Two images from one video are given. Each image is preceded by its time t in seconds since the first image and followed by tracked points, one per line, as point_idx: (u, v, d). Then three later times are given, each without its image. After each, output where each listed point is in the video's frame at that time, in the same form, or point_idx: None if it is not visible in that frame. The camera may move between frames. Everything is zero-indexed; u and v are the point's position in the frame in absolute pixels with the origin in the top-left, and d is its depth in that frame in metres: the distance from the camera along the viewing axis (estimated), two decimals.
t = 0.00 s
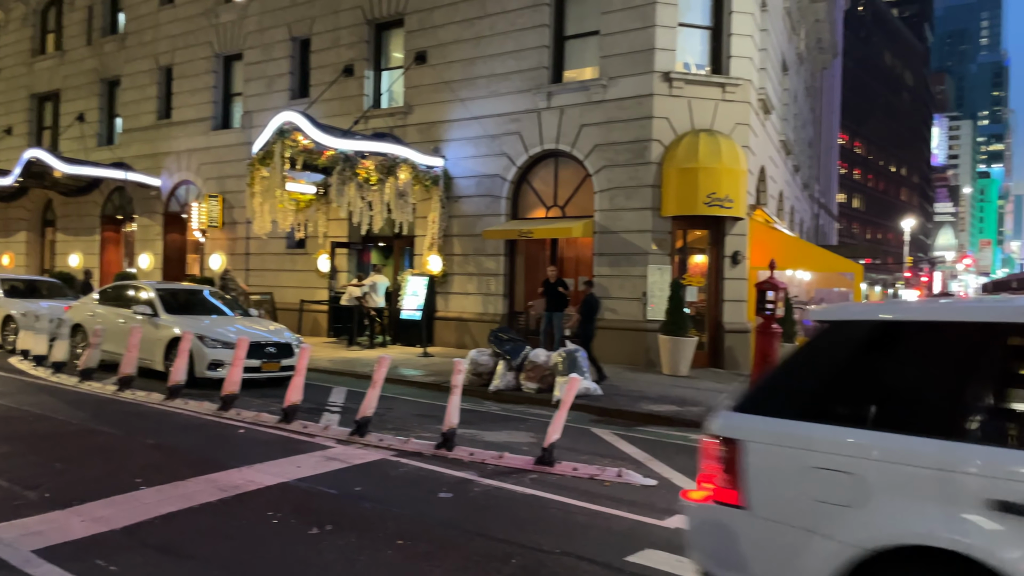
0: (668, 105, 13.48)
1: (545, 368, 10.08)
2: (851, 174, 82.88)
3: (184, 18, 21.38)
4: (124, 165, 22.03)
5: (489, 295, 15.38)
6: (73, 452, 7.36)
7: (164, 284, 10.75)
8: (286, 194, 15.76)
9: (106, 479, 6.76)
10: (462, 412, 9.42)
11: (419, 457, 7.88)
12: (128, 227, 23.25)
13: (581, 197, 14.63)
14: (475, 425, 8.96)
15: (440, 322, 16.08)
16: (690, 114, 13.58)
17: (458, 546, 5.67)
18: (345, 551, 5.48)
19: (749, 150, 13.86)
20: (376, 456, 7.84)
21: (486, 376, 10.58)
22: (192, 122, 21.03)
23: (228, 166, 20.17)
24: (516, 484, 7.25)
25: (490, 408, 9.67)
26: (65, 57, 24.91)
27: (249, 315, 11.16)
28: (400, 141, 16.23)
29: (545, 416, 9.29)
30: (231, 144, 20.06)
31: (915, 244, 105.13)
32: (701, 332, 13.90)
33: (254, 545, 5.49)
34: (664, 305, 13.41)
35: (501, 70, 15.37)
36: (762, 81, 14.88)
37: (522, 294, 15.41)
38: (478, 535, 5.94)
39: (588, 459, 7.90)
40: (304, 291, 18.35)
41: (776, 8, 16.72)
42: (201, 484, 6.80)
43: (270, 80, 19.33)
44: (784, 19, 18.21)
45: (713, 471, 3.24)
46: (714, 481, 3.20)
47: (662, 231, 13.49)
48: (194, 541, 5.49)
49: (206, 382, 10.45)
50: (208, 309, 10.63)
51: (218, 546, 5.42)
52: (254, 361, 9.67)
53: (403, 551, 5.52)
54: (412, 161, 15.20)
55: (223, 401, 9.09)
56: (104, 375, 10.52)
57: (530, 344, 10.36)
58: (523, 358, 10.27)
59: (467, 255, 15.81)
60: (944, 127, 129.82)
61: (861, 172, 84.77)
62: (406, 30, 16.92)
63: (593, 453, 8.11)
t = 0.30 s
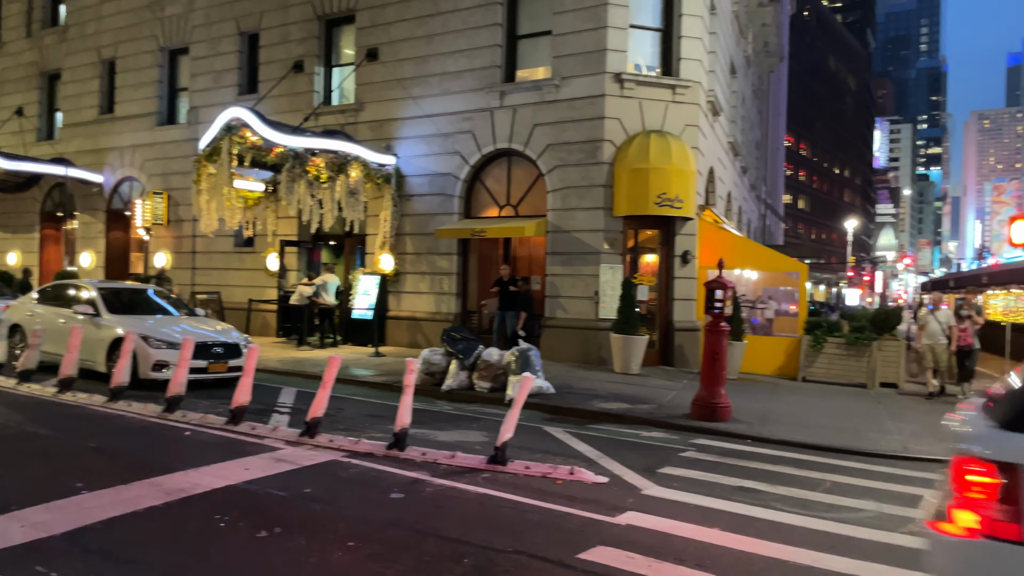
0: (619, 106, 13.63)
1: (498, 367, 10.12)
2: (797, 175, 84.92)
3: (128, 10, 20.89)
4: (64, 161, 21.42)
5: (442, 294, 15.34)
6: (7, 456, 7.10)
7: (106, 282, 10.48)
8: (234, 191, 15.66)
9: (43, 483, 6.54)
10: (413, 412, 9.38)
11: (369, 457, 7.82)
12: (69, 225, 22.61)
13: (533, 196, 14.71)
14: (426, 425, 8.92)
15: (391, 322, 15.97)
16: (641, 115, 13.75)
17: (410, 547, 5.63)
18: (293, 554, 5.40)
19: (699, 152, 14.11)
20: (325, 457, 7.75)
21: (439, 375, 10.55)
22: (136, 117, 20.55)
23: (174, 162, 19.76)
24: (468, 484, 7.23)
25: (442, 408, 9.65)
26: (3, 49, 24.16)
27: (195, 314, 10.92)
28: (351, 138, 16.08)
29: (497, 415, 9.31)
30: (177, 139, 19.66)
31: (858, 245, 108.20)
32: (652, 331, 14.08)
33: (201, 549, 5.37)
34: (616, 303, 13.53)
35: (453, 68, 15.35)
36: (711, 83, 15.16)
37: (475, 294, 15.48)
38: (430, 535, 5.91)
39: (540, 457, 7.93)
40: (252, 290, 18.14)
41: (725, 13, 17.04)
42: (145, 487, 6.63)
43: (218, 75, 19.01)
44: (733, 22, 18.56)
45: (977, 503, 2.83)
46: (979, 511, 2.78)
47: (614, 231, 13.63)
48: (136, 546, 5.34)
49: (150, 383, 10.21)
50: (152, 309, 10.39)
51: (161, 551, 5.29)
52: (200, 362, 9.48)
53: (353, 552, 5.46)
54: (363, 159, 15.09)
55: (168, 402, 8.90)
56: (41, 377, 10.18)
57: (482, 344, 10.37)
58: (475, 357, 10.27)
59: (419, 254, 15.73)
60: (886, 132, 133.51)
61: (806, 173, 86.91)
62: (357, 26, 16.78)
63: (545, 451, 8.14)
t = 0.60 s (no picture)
0: (579, 106, 13.70)
1: (459, 367, 10.10)
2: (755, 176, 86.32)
3: (78, 3, 20.42)
4: (12, 157, 20.85)
5: (402, 293, 15.28)
6: None
7: (56, 282, 10.22)
8: (190, 189, 15.59)
9: None
10: (373, 412, 9.31)
11: (328, 459, 7.74)
12: (17, 222, 22.00)
13: (494, 195, 14.75)
14: (386, 425, 8.86)
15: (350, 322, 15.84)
16: (601, 115, 13.85)
17: (370, 549, 5.58)
18: (249, 557, 5.30)
19: (658, 152, 14.27)
20: (283, 459, 7.65)
21: (399, 375, 10.49)
22: (88, 113, 20.09)
23: (127, 159, 19.36)
24: (429, 484, 7.19)
25: (402, 407, 9.60)
26: None
27: (149, 314, 10.71)
28: (309, 135, 15.93)
29: (457, 415, 9.29)
30: (129, 135, 19.26)
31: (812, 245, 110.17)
32: (612, 329, 14.19)
33: (155, 553, 5.24)
34: (576, 302, 13.64)
35: (414, 67, 15.30)
36: (670, 84, 15.33)
37: (435, 293, 15.52)
38: (391, 536, 5.86)
39: (501, 456, 7.92)
40: (207, 289, 17.87)
41: (683, 15, 17.24)
42: (95, 491, 6.46)
43: (172, 70, 18.67)
44: (690, 24, 18.81)
45: None
46: None
47: (575, 230, 13.73)
48: (86, 551, 5.19)
49: (101, 385, 9.97)
50: (104, 308, 10.15)
51: (112, 556, 5.15)
52: (154, 362, 9.29)
53: (311, 555, 5.38)
54: (322, 157, 14.92)
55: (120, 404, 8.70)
56: None
57: (443, 343, 10.36)
58: (436, 357, 10.23)
59: (379, 253, 15.67)
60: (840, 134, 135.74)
61: (764, 174, 88.27)
62: (316, 22, 16.61)
63: (506, 450, 8.14)
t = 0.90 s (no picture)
0: (539, 105, 13.76)
1: (418, 367, 10.06)
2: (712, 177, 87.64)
3: None
4: None
5: (361, 292, 15.19)
6: None
7: (1, 281, 9.91)
8: (142, 186, 15.26)
9: None
10: (331, 413, 9.22)
11: (284, 460, 7.64)
12: None
13: (454, 194, 14.79)
14: (345, 425, 8.79)
15: (308, 322, 15.67)
16: (561, 115, 13.92)
17: (327, 550, 5.51)
18: (203, 561, 5.20)
19: (617, 152, 14.40)
20: (238, 461, 7.53)
21: (357, 375, 10.43)
22: (36, 108, 19.57)
23: (77, 155, 18.91)
24: (387, 484, 7.14)
25: (360, 408, 9.52)
26: None
27: (99, 314, 10.47)
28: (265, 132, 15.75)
29: (416, 414, 9.25)
30: (79, 131, 18.82)
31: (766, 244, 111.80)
32: (572, 329, 14.25)
33: (105, 558, 5.11)
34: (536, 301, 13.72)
35: (372, 64, 15.21)
36: (628, 85, 15.49)
37: (394, 293, 15.44)
38: (349, 537, 5.80)
39: (461, 456, 7.91)
40: (161, 288, 17.58)
41: (642, 16, 17.42)
42: (43, 495, 6.27)
43: (124, 65, 18.30)
44: (649, 26, 19.03)
45: None
46: None
47: (534, 230, 13.79)
48: (32, 558, 5.04)
49: (49, 386, 9.71)
50: (52, 308, 9.89)
51: (60, 562, 5.01)
52: (104, 363, 9.09)
53: (267, 557, 5.30)
54: (279, 154, 14.69)
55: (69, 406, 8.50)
56: None
57: (402, 342, 10.31)
58: (395, 356, 10.18)
59: (337, 251, 15.54)
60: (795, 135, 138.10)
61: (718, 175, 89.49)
62: (273, 18, 16.40)
63: (466, 450, 8.12)
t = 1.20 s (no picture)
0: (505, 105, 13.79)
1: (384, 367, 10.00)
2: (675, 177, 88.63)
3: None
4: None
5: (325, 292, 15.07)
6: None
7: None
8: (101, 183, 14.91)
9: None
10: (295, 413, 9.13)
11: (247, 462, 7.54)
12: None
13: (420, 194, 14.80)
14: (309, 426, 8.70)
15: (270, 321, 15.54)
16: (527, 115, 13.98)
17: (291, 552, 5.44)
18: (164, 565, 5.10)
19: (583, 152, 14.49)
20: (200, 463, 7.41)
21: (322, 375, 10.35)
22: None
23: (33, 152, 18.49)
24: (352, 485, 7.08)
25: (324, 408, 9.45)
26: None
27: (56, 314, 10.24)
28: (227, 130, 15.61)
29: (381, 415, 9.20)
30: (36, 127, 18.40)
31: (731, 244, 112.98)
32: (539, 328, 14.26)
33: (61, 563, 4.99)
34: (503, 301, 13.72)
35: (337, 62, 15.11)
36: (594, 86, 15.61)
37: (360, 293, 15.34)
38: (313, 539, 5.74)
39: (427, 456, 7.87)
40: (120, 288, 17.29)
41: (607, 18, 17.54)
42: None
43: (82, 60, 17.95)
44: (615, 27, 19.16)
45: None
46: None
47: (501, 230, 13.79)
48: None
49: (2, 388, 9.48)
50: (7, 308, 9.65)
51: (13, 568, 4.87)
52: (61, 364, 8.91)
53: (229, 561, 5.22)
54: (241, 152, 14.61)
55: (25, 408, 8.31)
56: None
57: (368, 342, 10.26)
58: (360, 356, 10.13)
59: (301, 251, 15.39)
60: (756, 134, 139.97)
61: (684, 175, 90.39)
62: (236, 14, 16.21)
63: (432, 450, 8.09)
